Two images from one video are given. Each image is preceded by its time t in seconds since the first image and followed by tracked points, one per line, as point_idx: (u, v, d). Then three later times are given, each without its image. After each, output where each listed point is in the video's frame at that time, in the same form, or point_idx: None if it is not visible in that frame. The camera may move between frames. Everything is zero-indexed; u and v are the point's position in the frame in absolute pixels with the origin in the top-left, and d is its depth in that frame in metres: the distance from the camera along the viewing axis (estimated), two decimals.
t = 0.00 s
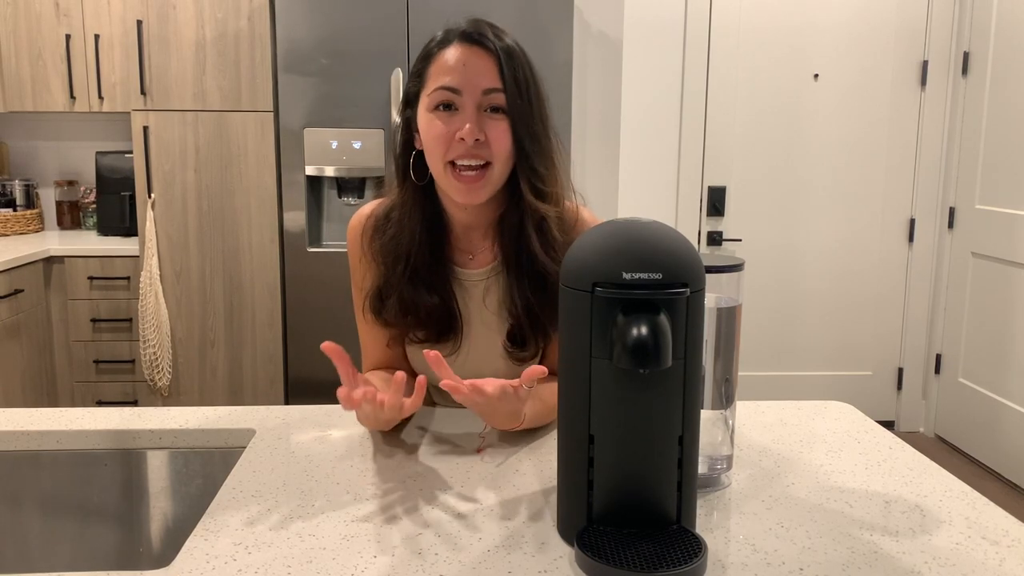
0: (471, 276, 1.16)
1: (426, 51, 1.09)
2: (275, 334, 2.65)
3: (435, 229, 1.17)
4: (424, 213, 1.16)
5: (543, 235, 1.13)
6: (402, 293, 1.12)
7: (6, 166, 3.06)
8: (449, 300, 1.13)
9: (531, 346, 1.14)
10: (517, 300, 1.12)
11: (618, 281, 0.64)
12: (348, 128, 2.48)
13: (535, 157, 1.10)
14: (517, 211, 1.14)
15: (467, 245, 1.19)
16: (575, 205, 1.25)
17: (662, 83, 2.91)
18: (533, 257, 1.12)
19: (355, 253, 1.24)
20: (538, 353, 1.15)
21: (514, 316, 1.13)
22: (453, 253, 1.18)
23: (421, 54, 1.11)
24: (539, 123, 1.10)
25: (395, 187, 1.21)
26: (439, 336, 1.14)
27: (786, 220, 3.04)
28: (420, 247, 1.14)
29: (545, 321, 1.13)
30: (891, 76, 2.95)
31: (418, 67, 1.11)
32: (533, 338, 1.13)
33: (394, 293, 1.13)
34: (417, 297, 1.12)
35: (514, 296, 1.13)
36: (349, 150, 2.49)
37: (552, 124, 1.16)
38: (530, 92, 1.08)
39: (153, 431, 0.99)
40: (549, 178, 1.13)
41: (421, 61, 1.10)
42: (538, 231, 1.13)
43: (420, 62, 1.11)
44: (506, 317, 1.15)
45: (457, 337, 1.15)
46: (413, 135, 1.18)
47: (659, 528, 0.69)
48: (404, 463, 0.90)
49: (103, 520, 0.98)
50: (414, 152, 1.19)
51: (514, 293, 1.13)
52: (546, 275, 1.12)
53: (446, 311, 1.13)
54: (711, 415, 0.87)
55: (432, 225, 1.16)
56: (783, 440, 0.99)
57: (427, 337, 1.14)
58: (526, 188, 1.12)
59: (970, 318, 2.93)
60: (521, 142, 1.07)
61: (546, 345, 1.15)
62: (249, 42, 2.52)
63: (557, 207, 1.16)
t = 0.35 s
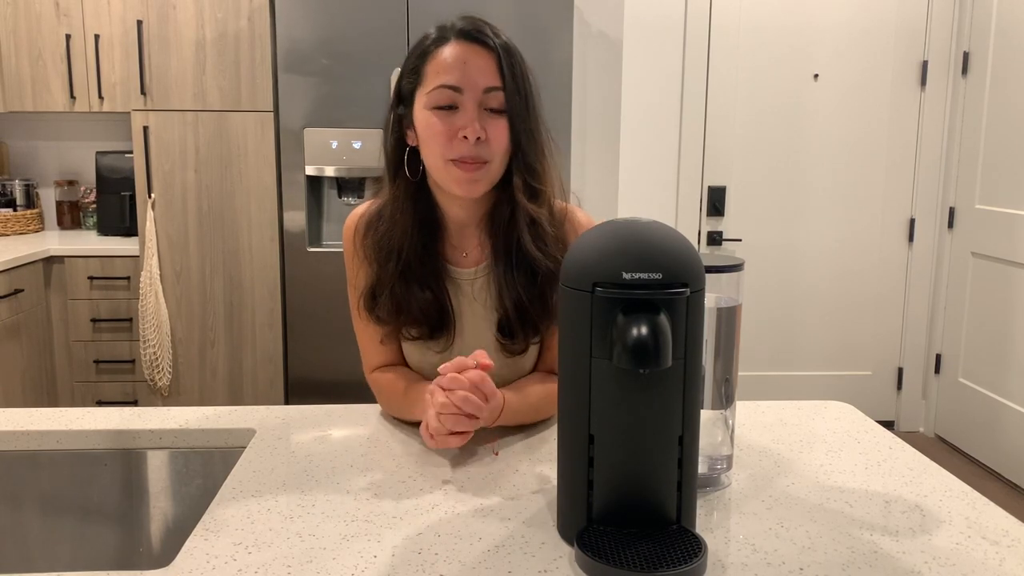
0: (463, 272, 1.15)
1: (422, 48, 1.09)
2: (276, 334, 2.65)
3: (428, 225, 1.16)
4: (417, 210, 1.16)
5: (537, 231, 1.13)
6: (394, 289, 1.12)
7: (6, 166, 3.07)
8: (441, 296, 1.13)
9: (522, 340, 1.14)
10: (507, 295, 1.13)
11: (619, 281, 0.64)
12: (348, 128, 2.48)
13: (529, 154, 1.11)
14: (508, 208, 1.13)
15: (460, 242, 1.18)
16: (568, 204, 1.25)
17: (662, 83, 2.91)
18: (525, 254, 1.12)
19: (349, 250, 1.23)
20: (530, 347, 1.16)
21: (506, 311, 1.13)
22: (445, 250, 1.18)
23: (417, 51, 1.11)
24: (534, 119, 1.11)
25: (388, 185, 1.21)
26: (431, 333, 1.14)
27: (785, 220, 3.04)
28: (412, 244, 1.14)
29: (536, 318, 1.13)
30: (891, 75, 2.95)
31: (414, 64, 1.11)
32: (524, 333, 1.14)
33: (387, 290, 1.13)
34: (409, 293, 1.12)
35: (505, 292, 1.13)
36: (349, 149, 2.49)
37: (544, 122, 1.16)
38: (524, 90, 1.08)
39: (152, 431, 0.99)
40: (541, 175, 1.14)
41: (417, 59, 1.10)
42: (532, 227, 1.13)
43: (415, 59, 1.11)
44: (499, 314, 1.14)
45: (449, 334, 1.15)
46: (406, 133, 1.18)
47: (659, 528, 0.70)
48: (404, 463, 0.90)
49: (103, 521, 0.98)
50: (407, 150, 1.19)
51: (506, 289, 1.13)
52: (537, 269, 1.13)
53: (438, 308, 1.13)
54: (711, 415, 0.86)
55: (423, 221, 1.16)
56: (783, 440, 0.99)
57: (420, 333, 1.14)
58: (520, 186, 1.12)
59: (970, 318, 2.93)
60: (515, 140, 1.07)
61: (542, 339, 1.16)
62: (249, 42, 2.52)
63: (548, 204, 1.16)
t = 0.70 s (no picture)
0: (467, 272, 1.15)
1: (423, 47, 1.09)
2: (276, 334, 2.65)
3: (432, 225, 1.16)
4: (421, 209, 1.16)
5: (535, 233, 1.13)
6: (399, 289, 1.12)
7: (6, 166, 3.07)
8: (446, 296, 1.14)
9: (526, 340, 1.14)
10: (512, 296, 1.13)
11: (619, 281, 0.64)
12: (348, 128, 2.48)
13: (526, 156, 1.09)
14: (504, 214, 1.13)
15: (464, 241, 1.18)
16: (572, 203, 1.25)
17: (662, 83, 2.91)
18: (528, 256, 1.12)
19: (353, 248, 1.23)
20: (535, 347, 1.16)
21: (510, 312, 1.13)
22: (450, 249, 1.18)
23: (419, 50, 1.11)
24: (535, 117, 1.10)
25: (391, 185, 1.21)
26: (435, 333, 1.14)
27: (785, 220, 3.04)
28: (417, 244, 1.14)
29: (540, 318, 1.13)
30: (891, 76, 2.95)
31: (415, 62, 1.11)
32: (528, 333, 1.13)
33: (391, 290, 1.13)
34: (414, 293, 1.12)
35: (510, 293, 1.13)
36: (349, 149, 2.49)
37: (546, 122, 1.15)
38: (523, 90, 1.07)
39: (152, 431, 0.99)
40: (539, 176, 1.12)
41: (418, 57, 1.10)
42: (527, 226, 1.13)
43: (416, 59, 1.11)
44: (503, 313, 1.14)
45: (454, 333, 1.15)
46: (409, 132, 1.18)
47: (659, 528, 0.69)
48: (405, 463, 0.90)
49: (102, 520, 0.98)
50: (412, 150, 1.19)
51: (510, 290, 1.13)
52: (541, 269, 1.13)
53: (442, 307, 1.13)
54: (711, 415, 0.86)
55: (428, 222, 1.16)
56: (783, 440, 0.99)
57: (424, 333, 1.14)
58: (514, 189, 1.11)
59: (970, 317, 2.93)
60: (511, 140, 1.06)
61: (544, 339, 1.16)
62: (249, 42, 2.52)
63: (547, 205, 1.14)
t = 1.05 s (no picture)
0: (471, 272, 1.15)
1: (424, 50, 1.09)
2: (276, 334, 2.65)
3: (435, 227, 1.16)
4: (424, 211, 1.16)
5: (546, 233, 1.14)
6: (402, 291, 1.12)
7: (6, 166, 3.07)
8: (449, 297, 1.13)
9: (534, 340, 1.14)
10: (517, 297, 1.12)
11: (619, 281, 0.64)
12: (348, 128, 2.48)
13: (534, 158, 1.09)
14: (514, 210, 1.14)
15: (468, 242, 1.18)
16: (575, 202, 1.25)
17: (662, 83, 2.91)
18: (534, 257, 1.12)
19: (355, 250, 1.23)
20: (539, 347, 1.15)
21: (516, 312, 1.12)
22: (453, 250, 1.18)
23: (420, 53, 1.11)
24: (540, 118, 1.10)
25: (395, 186, 1.21)
26: (439, 334, 1.14)
27: (785, 220, 3.04)
28: (421, 246, 1.14)
29: (547, 318, 1.13)
30: (891, 76, 2.95)
31: (416, 66, 1.11)
32: (536, 333, 1.13)
33: (395, 291, 1.13)
34: (418, 295, 1.12)
35: (515, 293, 1.13)
36: (349, 149, 2.49)
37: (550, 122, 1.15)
38: (527, 93, 1.07)
39: (152, 431, 0.99)
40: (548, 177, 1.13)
41: (419, 61, 1.10)
42: (539, 227, 1.13)
43: (417, 62, 1.11)
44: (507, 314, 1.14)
45: (458, 334, 1.15)
46: (411, 134, 1.18)
47: (659, 528, 0.69)
48: (405, 463, 0.90)
49: (103, 521, 0.98)
50: (414, 152, 1.19)
51: (515, 291, 1.13)
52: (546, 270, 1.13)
53: (446, 309, 1.12)
54: (711, 415, 0.86)
55: (431, 224, 1.16)
56: (783, 440, 0.99)
57: (427, 334, 1.14)
58: (526, 189, 1.12)
59: (970, 317, 2.93)
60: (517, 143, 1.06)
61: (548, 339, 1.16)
62: (249, 42, 2.52)
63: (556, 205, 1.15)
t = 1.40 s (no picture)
0: (470, 278, 1.16)
1: (421, 57, 1.09)
2: (276, 334, 2.65)
3: (433, 234, 1.16)
4: (422, 218, 1.16)
5: (540, 243, 1.12)
6: (401, 299, 1.12)
7: (6, 166, 3.07)
8: (448, 305, 1.13)
9: (531, 348, 1.14)
10: (516, 304, 1.12)
11: (619, 281, 0.64)
12: (348, 128, 2.48)
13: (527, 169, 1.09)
14: (507, 222, 1.13)
15: (467, 248, 1.19)
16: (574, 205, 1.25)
17: (662, 83, 2.91)
18: (529, 265, 1.12)
19: (353, 256, 1.23)
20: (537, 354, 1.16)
21: (513, 319, 1.13)
22: (452, 257, 1.18)
23: (416, 60, 1.10)
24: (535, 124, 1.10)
25: (393, 192, 1.21)
26: (438, 341, 1.14)
27: (785, 220, 3.04)
28: (419, 253, 1.14)
29: (543, 325, 1.13)
30: (891, 76, 2.95)
31: (413, 73, 1.11)
32: (533, 341, 1.13)
33: (393, 299, 1.13)
34: (416, 302, 1.12)
35: (513, 301, 1.13)
36: (349, 149, 2.49)
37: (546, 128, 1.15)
38: (522, 99, 1.07)
39: (153, 431, 0.99)
40: (543, 185, 1.12)
41: (415, 68, 1.10)
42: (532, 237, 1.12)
43: (413, 68, 1.11)
44: (506, 321, 1.15)
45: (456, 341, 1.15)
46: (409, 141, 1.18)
47: (659, 528, 0.69)
48: (404, 463, 0.90)
49: (103, 521, 0.98)
50: (412, 158, 1.19)
51: (513, 299, 1.13)
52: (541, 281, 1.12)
53: (444, 317, 1.13)
54: (711, 415, 0.86)
55: (429, 231, 1.16)
56: (783, 440, 0.99)
57: (426, 341, 1.14)
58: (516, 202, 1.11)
59: (970, 317, 2.93)
60: (511, 151, 1.06)
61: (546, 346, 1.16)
62: (249, 42, 2.52)
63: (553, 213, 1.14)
